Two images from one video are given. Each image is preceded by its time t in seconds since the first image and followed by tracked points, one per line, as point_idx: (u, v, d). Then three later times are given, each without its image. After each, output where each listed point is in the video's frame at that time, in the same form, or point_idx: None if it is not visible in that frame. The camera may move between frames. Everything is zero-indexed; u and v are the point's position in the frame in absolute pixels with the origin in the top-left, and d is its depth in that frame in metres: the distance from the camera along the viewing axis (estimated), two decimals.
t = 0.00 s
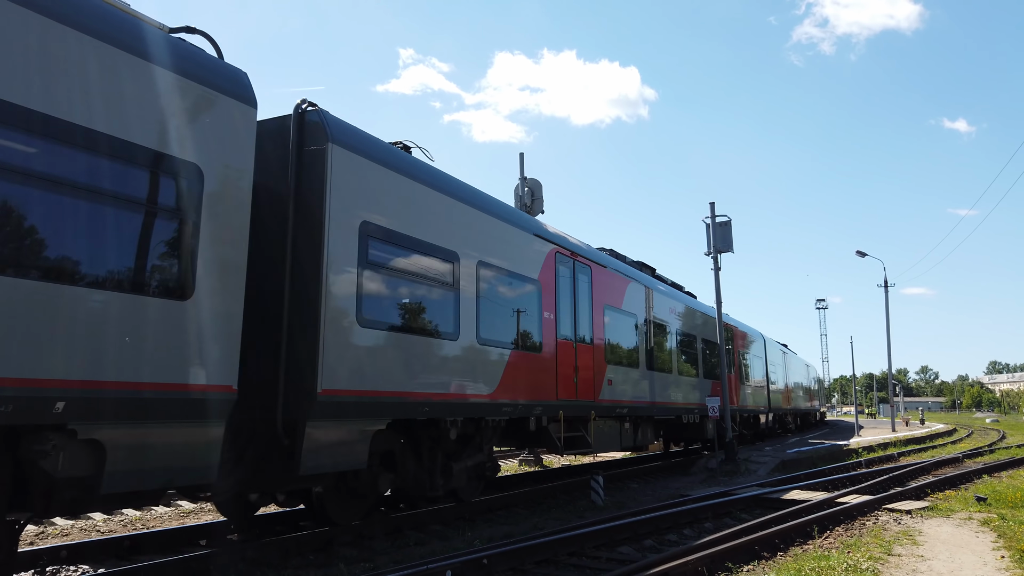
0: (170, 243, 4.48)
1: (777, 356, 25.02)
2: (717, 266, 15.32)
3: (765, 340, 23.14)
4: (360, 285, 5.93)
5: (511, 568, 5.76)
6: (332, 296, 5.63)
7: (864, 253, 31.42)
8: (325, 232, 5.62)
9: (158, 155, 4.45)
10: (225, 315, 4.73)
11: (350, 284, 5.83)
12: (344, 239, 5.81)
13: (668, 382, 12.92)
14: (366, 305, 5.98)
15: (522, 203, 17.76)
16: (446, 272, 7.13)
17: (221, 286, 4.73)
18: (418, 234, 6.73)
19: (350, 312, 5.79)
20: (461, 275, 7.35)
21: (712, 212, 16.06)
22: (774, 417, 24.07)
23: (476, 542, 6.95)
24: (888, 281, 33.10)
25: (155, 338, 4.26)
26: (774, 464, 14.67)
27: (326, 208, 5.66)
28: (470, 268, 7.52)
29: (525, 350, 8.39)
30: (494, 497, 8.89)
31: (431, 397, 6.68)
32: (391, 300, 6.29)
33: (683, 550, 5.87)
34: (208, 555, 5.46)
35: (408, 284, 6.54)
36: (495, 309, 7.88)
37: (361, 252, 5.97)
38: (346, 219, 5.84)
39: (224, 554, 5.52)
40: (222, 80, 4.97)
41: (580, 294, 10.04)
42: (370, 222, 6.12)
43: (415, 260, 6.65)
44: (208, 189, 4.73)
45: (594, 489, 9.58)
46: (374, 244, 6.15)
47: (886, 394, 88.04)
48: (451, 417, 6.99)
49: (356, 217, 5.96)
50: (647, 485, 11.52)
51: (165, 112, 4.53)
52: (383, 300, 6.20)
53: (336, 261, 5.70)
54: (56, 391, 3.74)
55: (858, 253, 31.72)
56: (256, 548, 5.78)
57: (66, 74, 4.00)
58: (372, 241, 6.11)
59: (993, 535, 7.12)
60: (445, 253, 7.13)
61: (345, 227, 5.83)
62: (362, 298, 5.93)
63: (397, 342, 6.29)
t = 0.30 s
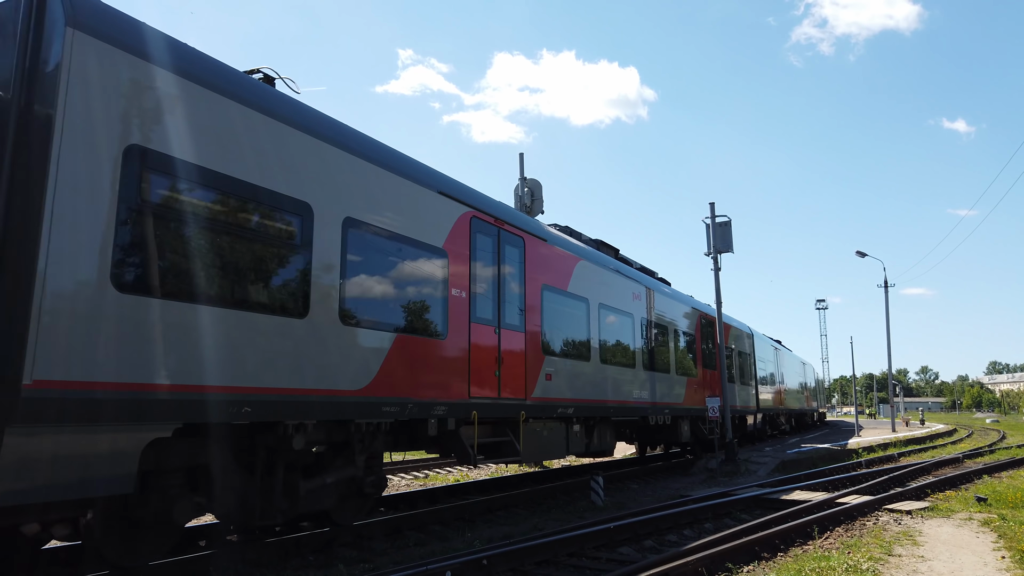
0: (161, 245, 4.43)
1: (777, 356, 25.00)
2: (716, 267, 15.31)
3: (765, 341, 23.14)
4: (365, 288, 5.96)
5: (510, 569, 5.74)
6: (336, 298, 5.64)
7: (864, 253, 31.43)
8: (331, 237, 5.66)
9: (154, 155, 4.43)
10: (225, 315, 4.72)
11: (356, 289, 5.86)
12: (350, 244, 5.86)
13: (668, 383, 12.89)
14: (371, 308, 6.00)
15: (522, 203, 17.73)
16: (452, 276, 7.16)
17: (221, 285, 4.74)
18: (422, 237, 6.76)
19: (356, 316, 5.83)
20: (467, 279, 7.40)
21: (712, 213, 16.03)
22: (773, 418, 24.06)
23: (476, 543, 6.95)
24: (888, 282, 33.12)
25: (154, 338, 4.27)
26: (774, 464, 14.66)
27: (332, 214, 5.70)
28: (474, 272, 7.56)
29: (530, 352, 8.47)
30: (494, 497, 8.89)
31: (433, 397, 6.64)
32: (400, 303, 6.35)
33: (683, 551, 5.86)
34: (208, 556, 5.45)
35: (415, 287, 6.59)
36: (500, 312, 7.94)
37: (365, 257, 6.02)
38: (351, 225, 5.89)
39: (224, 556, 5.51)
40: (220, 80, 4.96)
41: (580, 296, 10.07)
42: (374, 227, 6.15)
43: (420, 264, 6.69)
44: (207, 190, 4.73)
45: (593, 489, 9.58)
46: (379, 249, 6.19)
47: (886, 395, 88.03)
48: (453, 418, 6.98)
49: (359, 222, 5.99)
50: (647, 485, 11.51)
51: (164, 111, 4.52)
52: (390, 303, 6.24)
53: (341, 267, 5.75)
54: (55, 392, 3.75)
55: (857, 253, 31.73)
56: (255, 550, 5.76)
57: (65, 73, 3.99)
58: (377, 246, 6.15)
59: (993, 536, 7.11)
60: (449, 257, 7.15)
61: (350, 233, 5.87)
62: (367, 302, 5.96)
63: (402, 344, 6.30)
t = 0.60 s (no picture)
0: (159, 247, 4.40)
1: (777, 356, 25.02)
2: (717, 267, 15.32)
3: (765, 341, 23.17)
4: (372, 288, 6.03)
5: (511, 569, 5.74)
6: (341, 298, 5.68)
7: (864, 253, 31.49)
8: (338, 239, 5.72)
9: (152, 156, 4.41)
10: (223, 314, 4.70)
11: (360, 290, 5.89)
12: (356, 246, 5.92)
13: (669, 383, 12.90)
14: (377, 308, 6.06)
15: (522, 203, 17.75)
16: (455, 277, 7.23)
17: (222, 285, 4.74)
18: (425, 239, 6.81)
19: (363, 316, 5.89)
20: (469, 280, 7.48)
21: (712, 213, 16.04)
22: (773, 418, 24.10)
23: (476, 543, 6.95)
24: (888, 282, 33.15)
25: (154, 338, 4.27)
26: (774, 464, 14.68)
27: (340, 215, 5.76)
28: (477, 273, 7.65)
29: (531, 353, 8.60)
30: (495, 497, 8.90)
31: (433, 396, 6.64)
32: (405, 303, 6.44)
33: (683, 551, 5.86)
34: (209, 556, 5.44)
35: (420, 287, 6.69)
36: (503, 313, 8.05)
37: (372, 259, 6.08)
38: (357, 227, 5.95)
39: (224, 556, 5.50)
40: (220, 83, 4.95)
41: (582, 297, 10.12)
42: (377, 228, 6.21)
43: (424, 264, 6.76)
44: (208, 193, 4.73)
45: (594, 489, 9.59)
46: (383, 253, 6.25)
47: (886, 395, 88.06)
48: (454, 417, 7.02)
49: (364, 224, 6.05)
50: (647, 486, 11.52)
51: (165, 113, 4.53)
52: (396, 302, 6.34)
53: (348, 267, 5.80)
54: (56, 392, 3.75)
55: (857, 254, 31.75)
56: (255, 549, 5.76)
57: (65, 76, 3.99)
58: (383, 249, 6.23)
59: (994, 536, 7.11)
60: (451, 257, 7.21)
61: (356, 234, 5.93)
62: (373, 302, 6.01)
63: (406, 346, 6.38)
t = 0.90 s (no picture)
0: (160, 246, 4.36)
1: (777, 356, 25.04)
2: (717, 268, 15.32)
3: (764, 342, 23.19)
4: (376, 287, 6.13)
5: (512, 569, 5.74)
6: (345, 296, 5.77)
7: (863, 255, 31.50)
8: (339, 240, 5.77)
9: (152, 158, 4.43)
10: (224, 316, 4.69)
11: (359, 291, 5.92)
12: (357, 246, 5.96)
13: (670, 383, 12.90)
14: (382, 306, 6.16)
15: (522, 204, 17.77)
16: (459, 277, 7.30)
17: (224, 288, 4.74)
18: (425, 240, 6.83)
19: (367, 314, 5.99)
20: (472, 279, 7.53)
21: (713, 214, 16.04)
22: (773, 419, 24.15)
23: (477, 543, 6.95)
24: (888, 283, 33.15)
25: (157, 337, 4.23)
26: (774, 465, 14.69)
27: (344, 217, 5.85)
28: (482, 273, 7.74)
29: (538, 353, 8.66)
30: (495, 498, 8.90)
31: (433, 398, 6.66)
32: (411, 302, 6.54)
33: (684, 552, 5.87)
34: (210, 556, 5.44)
35: (426, 287, 6.79)
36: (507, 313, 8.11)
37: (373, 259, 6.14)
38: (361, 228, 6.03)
39: (226, 556, 5.51)
40: (221, 86, 4.95)
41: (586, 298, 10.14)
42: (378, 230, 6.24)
43: (426, 263, 6.81)
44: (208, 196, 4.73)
45: (594, 490, 9.60)
46: (387, 253, 6.31)
47: (886, 396, 88.07)
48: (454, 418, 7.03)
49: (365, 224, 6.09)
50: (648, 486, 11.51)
51: (166, 116, 4.55)
52: (402, 301, 6.44)
53: (353, 266, 5.91)
54: (59, 393, 3.74)
55: (858, 256, 31.72)
56: (257, 549, 5.76)
57: (67, 77, 3.99)
58: (387, 251, 6.30)
59: (995, 538, 7.10)
60: (454, 258, 7.28)
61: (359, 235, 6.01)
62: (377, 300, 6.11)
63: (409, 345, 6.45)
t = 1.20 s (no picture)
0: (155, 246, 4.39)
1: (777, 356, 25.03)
2: (718, 268, 15.32)
3: (765, 341, 23.18)
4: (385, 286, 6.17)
5: (513, 569, 5.74)
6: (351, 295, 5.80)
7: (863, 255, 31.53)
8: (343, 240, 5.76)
9: (156, 161, 4.43)
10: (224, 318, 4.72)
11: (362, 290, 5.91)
12: (362, 247, 5.96)
13: (671, 383, 12.88)
14: (390, 305, 6.21)
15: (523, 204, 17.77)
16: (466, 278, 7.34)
17: (224, 289, 4.75)
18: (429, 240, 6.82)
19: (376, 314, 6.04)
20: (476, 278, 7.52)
21: (714, 214, 16.04)
22: (774, 419, 24.13)
23: (478, 543, 6.96)
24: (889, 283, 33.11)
25: (157, 339, 4.27)
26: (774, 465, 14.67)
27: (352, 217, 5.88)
28: (489, 273, 7.77)
29: (542, 353, 8.65)
30: (496, 498, 8.90)
31: (435, 398, 6.65)
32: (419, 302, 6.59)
33: (685, 551, 5.87)
34: (211, 556, 5.44)
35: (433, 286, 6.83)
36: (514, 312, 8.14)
37: (379, 259, 6.13)
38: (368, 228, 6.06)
39: (226, 556, 5.51)
40: (221, 87, 4.95)
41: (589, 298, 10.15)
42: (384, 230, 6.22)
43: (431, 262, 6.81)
44: (208, 197, 4.72)
45: (596, 490, 9.60)
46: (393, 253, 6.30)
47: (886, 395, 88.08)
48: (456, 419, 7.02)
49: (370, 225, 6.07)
50: (648, 486, 11.50)
51: (166, 115, 4.53)
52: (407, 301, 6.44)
53: (362, 266, 5.95)
54: (58, 397, 3.76)
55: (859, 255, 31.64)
56: (258, 549, 5.77)
57: (67, 80, 4.00)
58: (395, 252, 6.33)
59: (996, 538, 7.10)
60: (460, 258, 7.31)
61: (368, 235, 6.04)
62: (386, 300, 6.16)
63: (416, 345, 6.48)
